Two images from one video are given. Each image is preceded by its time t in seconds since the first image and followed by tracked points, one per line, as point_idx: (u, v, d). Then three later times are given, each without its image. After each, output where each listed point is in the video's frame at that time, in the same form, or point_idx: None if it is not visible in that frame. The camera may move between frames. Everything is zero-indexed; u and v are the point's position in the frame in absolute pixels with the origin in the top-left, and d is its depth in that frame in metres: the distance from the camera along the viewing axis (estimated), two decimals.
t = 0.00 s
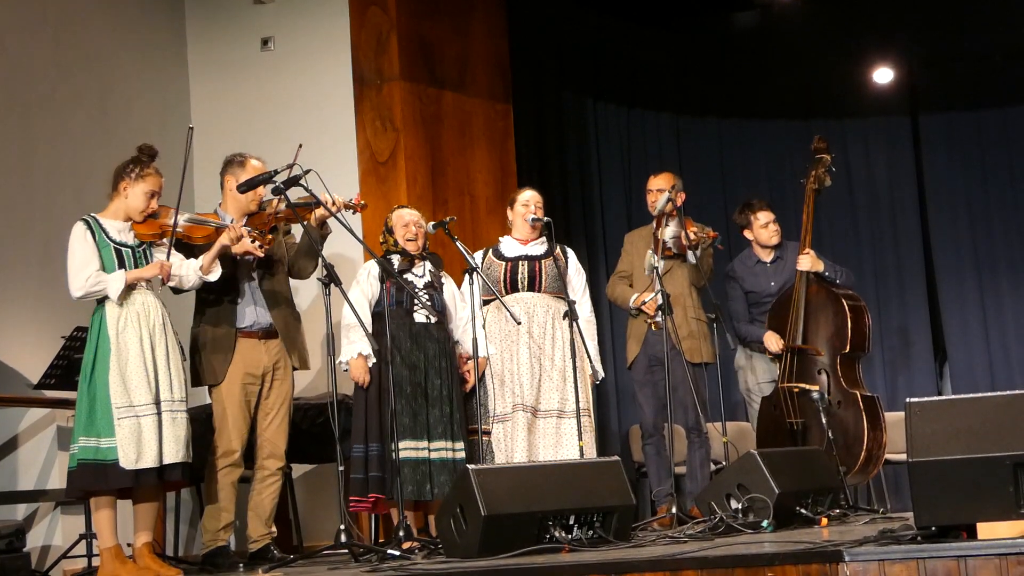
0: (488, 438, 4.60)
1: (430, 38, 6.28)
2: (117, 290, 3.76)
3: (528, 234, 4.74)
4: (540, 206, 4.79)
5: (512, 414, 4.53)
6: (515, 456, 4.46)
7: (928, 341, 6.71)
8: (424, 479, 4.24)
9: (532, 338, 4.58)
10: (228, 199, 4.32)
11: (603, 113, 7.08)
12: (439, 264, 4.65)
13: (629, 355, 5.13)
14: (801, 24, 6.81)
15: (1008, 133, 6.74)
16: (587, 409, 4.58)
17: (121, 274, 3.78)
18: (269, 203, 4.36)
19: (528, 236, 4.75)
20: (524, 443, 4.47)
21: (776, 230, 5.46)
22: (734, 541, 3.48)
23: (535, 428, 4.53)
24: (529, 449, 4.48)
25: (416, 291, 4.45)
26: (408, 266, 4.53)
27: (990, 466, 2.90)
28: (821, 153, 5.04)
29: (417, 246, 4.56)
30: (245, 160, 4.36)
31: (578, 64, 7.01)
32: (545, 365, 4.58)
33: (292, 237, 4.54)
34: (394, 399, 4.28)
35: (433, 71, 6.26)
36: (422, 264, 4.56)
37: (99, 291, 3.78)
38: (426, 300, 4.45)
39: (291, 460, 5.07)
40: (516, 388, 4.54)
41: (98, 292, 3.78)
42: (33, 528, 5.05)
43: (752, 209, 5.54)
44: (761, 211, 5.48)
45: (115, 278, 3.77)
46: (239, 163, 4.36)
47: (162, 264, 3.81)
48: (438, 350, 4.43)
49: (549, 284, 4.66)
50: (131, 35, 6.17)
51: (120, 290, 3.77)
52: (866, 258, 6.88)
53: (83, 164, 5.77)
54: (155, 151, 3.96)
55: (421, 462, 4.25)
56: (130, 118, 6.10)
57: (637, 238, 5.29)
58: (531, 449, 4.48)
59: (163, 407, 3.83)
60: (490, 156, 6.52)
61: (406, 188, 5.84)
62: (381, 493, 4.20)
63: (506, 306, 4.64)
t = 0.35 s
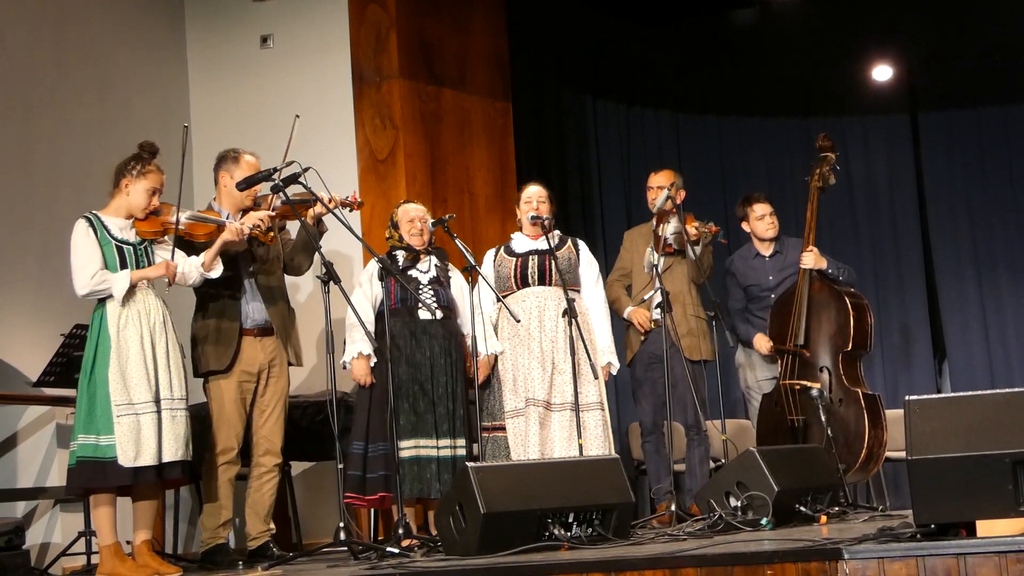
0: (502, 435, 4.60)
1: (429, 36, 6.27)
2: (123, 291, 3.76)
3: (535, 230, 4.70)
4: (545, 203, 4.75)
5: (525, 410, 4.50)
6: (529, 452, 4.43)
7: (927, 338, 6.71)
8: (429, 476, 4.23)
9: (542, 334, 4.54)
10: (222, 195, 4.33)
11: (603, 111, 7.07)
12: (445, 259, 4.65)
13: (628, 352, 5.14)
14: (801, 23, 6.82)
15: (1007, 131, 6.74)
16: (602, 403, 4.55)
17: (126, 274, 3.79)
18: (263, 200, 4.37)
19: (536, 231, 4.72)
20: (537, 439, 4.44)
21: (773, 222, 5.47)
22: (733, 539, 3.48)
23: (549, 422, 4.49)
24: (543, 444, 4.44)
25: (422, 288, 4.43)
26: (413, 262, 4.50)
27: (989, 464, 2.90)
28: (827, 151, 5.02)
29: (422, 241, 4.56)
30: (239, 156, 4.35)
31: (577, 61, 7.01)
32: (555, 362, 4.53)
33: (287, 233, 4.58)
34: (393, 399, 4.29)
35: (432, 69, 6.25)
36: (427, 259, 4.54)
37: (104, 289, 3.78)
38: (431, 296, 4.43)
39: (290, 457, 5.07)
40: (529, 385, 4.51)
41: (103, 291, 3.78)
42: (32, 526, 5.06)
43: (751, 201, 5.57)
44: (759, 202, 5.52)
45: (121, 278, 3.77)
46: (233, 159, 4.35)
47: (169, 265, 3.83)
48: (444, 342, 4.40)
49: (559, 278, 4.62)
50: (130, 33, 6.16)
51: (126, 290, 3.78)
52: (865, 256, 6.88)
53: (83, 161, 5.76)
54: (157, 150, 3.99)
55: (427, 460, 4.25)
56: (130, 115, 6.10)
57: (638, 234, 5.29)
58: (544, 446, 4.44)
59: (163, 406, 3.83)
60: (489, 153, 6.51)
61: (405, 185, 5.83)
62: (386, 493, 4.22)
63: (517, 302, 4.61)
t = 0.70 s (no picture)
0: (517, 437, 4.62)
1: (429, 35, 6.26)
2: (86, 301, 3.73)
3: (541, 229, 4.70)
4: (548, 201, 4.73)
5: (535, 411, 4.49)
6: (540, 453, 4.42)
7: (927, 339, 6.71)
8: (434, 476, 4.23)
9: (547, 336, 4.52)
10: (219, 193, 4.31)
11: (603, 110, 7.07)
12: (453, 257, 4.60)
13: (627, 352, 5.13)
14: (801, 23, 6.90)
15: (1007, 130, 6.74)
16: (613, 400, 4.53)
17: (95, 286, 3.76)
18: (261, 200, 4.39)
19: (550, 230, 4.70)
20: (548, 440, 4.43)
21: (770, 218, 5.47)
22: (733, 540, 3.48)
23: (559, 422, 4.49)
24: (553, 445, 4.44)
25: (427, 291, 4.41)
26: (418, 264, 4.49)
27: (989, 465, 2.89)
28: (826, 151, 5.03)
29: (429, 241, 4.53)
30: (238, 155, 4.34)
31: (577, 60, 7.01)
32: (560, 366, 4.51)
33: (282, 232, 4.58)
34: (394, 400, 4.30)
35: (432, 68, 6.24)
36: (435, 259, 4.51)
37: (70, 292, 3.77)
38: (438, 297, 4.41)
39: (289, 457, 5.06)
40: (537, 386, 4.50)
41: (70, 294, 3.77)
42: (31, 525, 5.05)
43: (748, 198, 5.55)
44: (755, 199, 5.50)
45: (88, 289, 3.74)
46: (231, 158, 4.33)
47: (139, 295, 3.73)
48: (449, 341, 4.37)
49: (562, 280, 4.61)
50: (130, 31, 6.15)
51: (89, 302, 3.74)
52: (865, 256, 6.88)
53: (83, 160, 5.76)
54: (158, 148, 3.98)
55: (431, 459, 4.24)
56: (130, 114, 6.09)
57: (639, 235, 5.28)
58: (554, 445, 4.44)
59: (165, 405, 3.83)
60: (489, 152, 6.51)
61: (405, 185, 5.83)
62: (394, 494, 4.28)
63: (526, 303, 4.62)
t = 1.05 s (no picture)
0: (517, 436, 4.57)
1: (429, 36, 6.26)
2: (101, 293, 3.73)
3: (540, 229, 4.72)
4: (550, 201, 4.76)
5: (530, 413, 4.50)
6: (533, 455, 4.43)
7: (926, 341, 6.70)
8: (434, 477, 4.22)
9: (545, 338, 4.53)
10: (219, 193, 4.31)
11: (602, 112, 7.07)
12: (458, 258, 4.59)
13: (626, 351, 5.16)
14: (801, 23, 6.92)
15: (1007, 132, 6.73)
16: (610, 401, 4.51)
17: (106, 276, 3.76)
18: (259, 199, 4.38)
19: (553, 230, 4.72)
20: (540, 443, 4.44)
21: (757, 218, 5.50)
22: (732, 541, 3.48)
23: (554, 423, 4.49)
24: (546, 446, 4.45)
25: (428, 292, 4.41)
26: (422, 265, 4.48)
27: (987, 466, 2.89)
28: (823, 154, 5.03)
29: (433, 242, 4.53)
30: (238, 155, 4.34)
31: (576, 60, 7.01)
32: (557, 366, 4.52)
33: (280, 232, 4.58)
34: (395, 402, 4.30)
35: (431, 69, 6.23)
36: (438, 260, 4.50)
37: (81, 289, 3.77)
38: (439, 299, 4.40)
39: (288, 458, 5.06)
40: (533, 388, 4.51)
41: (81, 290, 3.77)
42: (29, 525, 5.05)
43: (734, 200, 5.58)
44: (741, 199, 5.52)
45: (100, 279, 3.74)
46: (231, 158, 4.33)
47: (148, 276, 3.74)
48: (449, 343, 4.37)
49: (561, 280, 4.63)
50: (130, 32, 6.16)
51: (100, 293, 3.74)
52: (864, 257, 6.87)
53: (82, 160, 5.76)
54: (158, 148, 3.97)
55: (431, 461, 4.23)
56: (129, 114, 6.09)
57: (638, 235, 5.30)
58: (545, 446, 4.45)
59: (161, 406, 3.83)
60: (488, 153, 6.50)
61: (404, 187, 5.82)
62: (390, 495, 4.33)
63: (525, 303, 4.65)
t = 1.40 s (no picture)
0: (515, 436, 4.60)
1: (428, 36, 6.26)
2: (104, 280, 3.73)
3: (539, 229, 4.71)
4: (549, 202, 4.77)
5: (530, 412, 4.50)
6: (533, 453, 4.43)
7: (924, 340, 6.71)
8: (432, 477, 4.22)
9: (544, 337, 4.52)
10: (223, 196, 4.33)
11: (601, 111, 7.07)
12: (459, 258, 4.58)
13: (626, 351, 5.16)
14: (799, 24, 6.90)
15: (1006, 132, 6.74)
16: (609, 400, 4.52)
17: (110, 262, 3.76)
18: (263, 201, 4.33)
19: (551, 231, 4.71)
20: (541, 441, 4.43)
21: (761, 217, 5.54)
22: (732, 540, 3.49)
23: (553, 423, 4.48)
24: (546, 445, 4.44)
25: (428, 292, 4.42)
26: (421, 266, 4.50)
27: (986, 465, 2.90)
28: (811, 151, 5.03)
29: (432, 243, 4.54)
30: (239, 158, 4.35)
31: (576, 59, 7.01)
32: (557, 366, 4.51)
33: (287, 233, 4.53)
34: (394, 404, 4.30)
35: (430, 69, 6.23)
36: (437, 261, 4.50)
37: (87, 281, 3.76)
38: (438, 299, 4.42)
39: (288, 457, 5.06)
40: (533, 386, 4.50)
41: (86, 282, 3.76)
42: (29, 525, 5.05)
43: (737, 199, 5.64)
44: (744, 198, 5.57)
45: (103, 265, 3.74)
46: (232, 161, 4.35)
47: (152, 255, 3.75)
48: (450, 344, 4.36)
49: (561, 279, 4.63)
50: (129, 31, 6.15)
51: (107, 279, 3.73)
52: (863, 256, 6.87)
53: (81, 160, 5.76)
54: (156, 147, 3.97)
55: (428, 463, 4.23)
56: (128, 114, 6.09)
57: (637, 235, 5.30)
58: (545, 447, 4.44)
59: (161, 406, 3.83)
60: (488, 153, 6.49)
61: (403, 186, 5.83)
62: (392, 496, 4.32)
63: (524, 302, 4.64)
